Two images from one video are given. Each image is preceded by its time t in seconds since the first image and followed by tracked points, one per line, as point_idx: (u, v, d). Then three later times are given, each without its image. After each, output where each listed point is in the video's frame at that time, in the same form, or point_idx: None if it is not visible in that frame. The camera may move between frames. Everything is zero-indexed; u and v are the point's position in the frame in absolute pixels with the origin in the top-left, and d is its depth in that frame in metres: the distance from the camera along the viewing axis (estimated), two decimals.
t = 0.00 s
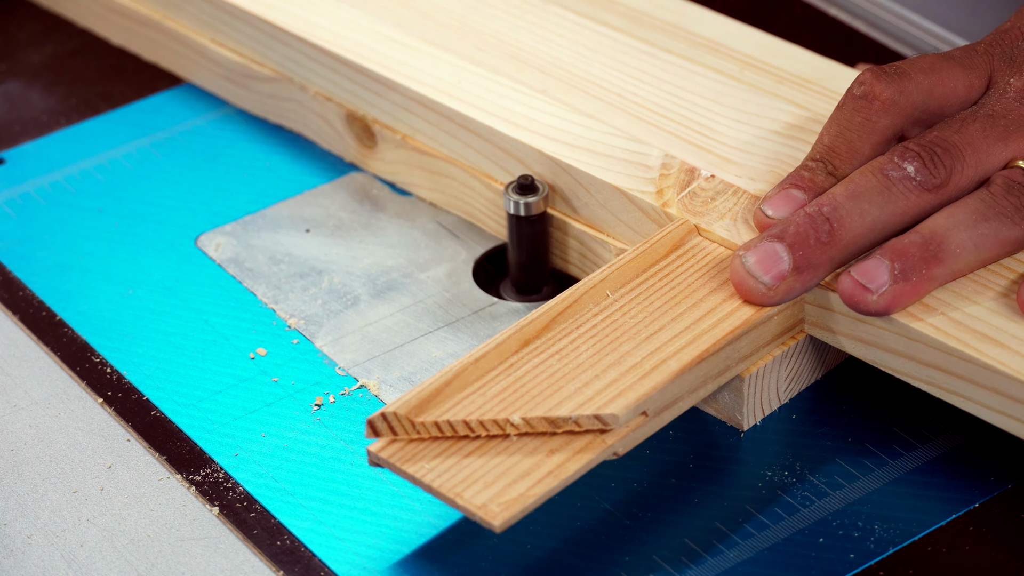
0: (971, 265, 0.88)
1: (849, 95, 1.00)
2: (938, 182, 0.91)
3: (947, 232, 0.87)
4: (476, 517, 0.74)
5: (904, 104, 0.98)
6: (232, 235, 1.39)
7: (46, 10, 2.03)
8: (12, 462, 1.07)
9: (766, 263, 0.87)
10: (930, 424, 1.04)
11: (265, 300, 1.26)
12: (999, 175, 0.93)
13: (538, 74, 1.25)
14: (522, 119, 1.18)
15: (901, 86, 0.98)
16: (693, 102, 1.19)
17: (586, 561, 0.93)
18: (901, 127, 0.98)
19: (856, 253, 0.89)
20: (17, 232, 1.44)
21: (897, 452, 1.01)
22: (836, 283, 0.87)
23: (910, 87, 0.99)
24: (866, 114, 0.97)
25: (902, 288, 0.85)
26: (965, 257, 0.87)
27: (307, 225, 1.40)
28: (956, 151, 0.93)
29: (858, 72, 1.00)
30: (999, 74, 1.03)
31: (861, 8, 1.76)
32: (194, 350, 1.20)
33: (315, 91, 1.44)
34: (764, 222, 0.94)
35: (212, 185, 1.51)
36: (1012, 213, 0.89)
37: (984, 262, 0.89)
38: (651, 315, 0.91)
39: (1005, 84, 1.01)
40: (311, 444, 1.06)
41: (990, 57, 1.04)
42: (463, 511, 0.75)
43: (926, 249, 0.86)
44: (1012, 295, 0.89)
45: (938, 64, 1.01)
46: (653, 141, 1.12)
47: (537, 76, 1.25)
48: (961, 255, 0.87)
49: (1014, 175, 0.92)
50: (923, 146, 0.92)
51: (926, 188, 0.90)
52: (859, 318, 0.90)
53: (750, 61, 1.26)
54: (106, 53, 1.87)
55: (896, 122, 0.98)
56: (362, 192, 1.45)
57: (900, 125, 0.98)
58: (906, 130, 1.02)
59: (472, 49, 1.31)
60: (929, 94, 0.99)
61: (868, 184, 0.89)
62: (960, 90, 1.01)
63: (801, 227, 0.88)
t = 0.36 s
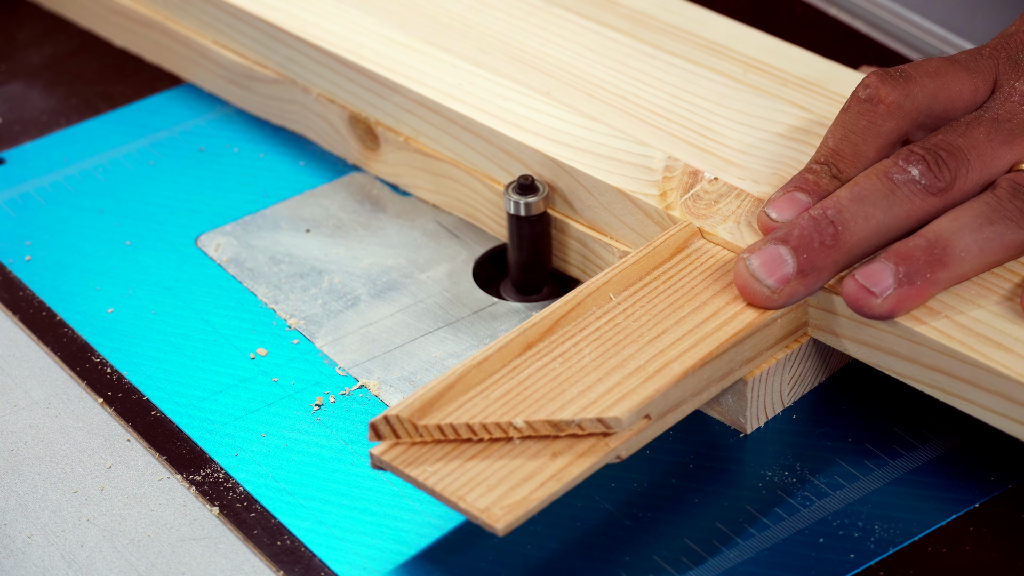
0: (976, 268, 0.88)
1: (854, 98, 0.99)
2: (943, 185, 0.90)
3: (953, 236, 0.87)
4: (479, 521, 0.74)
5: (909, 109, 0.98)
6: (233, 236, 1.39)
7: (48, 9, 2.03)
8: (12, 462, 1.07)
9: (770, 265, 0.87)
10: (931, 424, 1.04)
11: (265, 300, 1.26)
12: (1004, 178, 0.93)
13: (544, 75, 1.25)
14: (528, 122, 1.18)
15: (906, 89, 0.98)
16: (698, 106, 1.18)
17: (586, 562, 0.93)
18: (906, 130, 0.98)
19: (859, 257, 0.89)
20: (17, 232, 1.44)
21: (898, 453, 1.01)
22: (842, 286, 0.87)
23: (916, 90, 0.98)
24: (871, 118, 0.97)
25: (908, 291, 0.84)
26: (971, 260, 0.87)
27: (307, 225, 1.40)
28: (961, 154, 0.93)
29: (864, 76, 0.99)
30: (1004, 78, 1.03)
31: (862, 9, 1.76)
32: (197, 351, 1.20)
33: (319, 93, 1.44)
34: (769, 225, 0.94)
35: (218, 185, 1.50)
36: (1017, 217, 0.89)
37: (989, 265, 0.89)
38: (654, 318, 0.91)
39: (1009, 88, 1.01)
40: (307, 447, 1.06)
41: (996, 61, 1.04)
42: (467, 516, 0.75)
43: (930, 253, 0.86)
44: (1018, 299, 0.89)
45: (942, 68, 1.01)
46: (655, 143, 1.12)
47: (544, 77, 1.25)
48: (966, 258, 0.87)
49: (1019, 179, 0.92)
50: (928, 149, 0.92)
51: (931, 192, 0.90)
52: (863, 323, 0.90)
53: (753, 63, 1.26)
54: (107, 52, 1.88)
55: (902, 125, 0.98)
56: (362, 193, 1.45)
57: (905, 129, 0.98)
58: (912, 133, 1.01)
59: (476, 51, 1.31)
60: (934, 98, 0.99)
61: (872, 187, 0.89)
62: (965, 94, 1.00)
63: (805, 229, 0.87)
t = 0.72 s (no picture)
0: (983, 273, 0.87)
1: (861, 102, 0.99)
2: (950, 190, 0.90)
3: (961, 240, 0.86)
4: (484, 526, 0.74)
5: (916, 113, 0.98)
6: (233, 236, 1.39)
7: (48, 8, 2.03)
8: (12, 462, 1.07)
9: (776, 270, 0.87)
10: (931, 424, 1.04)
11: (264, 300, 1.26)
12: (1012, 183, 0.92)
13: (548, 78, 1.25)
14: (534, 125, 1.17)
15: (913, 94, 0.98)
16: (702, 109, 1.18)
17: (587, 563, 0.93)
18: (913, 134, 0.98)
19: (865, 261, 0.89)
20: (17, 232, 1.44)
21: (898, 452, 1.01)
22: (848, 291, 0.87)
23: (922, 95, 0.98)
24: (878, 122, 0.97)
25: (915, 296, 0.84)
26: (979, 265, 0.87)
27: (307, 225, 1.40)
28: (968, 158, 0.92)
29: (871, 79, 0.99)
30: (1010, 83, 1.03)
31: (862, 9, 1.76)
32: (198, 352, 1.19)
33: (323, 95, 1.43)
34: (775, 229, 0.93)
35: (218, 185, 1.50)
36: None
37: (996, 270, 0.89)
38: (659, 322, 0.90)
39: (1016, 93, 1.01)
40: (304, 448, 1.06)
41: (1003, 66, 1.04)
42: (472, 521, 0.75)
43: (938, 258, 0.85)
44: None
45: (949, 72, 1.00)
46: (659, 146, 1.12)
47: (548, 79, 1.25)
48: (973, 262, 0.86)
49: None
50: (935, 153, 0.92)
51: (938, 197, 0.89)
52: (869, 327, 0.90)
53: (758, 66, 1.26)
54: (107, 52, 1.87)
55: (908, 129, 0.97)
56: (362, 193, 1.45)
57: (912, 133, 0.97)
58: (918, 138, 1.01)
59: (480, 53, 1.30)
60: (941, 102, 0.99)
61: (880, 192, 0.89)
62: (972, 99, 1.01)
63: (812, 233, 0.87)
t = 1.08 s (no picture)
0: (992, 278, 0.87)
1: (871, 106, 0.99)
2: (958, 195, 0.90)
3: (970, 245, 0.86)
4: (490, 532, 0.74)
5: (925, 118, 0.98)
6: (233, 236, 1.39)
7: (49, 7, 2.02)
8: (12, 462, 1.07)
9: (784, 274, 0.86)
10: (931, 424, 1.04)
11: (265, 300, 1.26)
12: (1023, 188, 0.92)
13: (554, 81, 1.25)
14: (540, 130, 1.17)
15: (922, 99, 0.98)
16: (709, 113, 1.18)
17: (587, 562, 0.93)
18: (922, 139, 0.98)
19: (874, 265, 0.88)
20: (17, 232, 1.44)
21: (897, 452, 1.01)
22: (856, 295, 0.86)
23: (932, 99, 0.98)
24: (886, 127, 0.97)
25: (923, 302, 0.84)
26: (987, 270, 0.86)
27: (308, 225, 1.40)
28: (977, 163, 0.92)
29: (880, 84, 0.99)
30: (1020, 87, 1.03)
31: (863, 9, 1.75)
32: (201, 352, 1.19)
33: (329, 99, 1.42)
34: (783, 234, 0.93)
35: (219, 185, 1.50)
36: None
37: (1004, 275, 0.88)
38: (666, 327, 0.90)
39: None
40: (305, 447, 1.06)
41: (1013, 70, 1.04)
42: (478, 527, 0.75)
43: (946, 263, 0.85)
44: None
45: (959, 77, 1.01)
46: (667, 150, 1.12)
47: (554, 83, 1.24)
48: (982, 268, 0.86)
49: None
50: (944, 158, 0.92)
51: (947, 202, 0.89)
52: (877, 332, 0.90)
53: (766, 69, 1.26)
54: (111, 53, 1.87)
55: (917, 135, 0.97)
56: (362, 193, 1.45)
57: (920, 138, 0.98)
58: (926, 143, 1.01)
59: (488, 57, 1.30)
60: (951, 107, 0.99)
61: (888, 197, 0.89)
62: (981, 104, 1.00)
63: (820, 238, 0.87)
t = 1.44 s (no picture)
0: (1003, 284, 0.87)
1: (882, 112, 0.98)
2: (970, 201, 0.89)
3: (981, 251, 0.86)
4: (499, 540, 0.73)
5: (936, 124, 0.96)
6: (233, 236, 1.39)
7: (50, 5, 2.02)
8: (12, 462, 1.06)
9: (795, 280, 0.86)
10: (931, 425, 1.04)
11: (265, 300, 1.26)
12: None
13: (563, 85, 1.24)
14: (549, 135, 1.17)
15: (934, 104, 0.96)
16: (717, 117, 1.18)
17: (587, 562, 0.93)
18: (933, 145, 0.97)
19: (886, 271, 0.88)
20: (18, 232, 1.44)
21: (898, 452, 1.01)
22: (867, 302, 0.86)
23: (943, 105, 0.97)
24: (897, 133, 0.96)
25: (934, 308, 0.84)
26: (999, 275, 0.86)
27: (307, 225, 1.40)
28: (988, 169, 0.91)
29: (891, 89, 0.98)
30: None
31: (863, 9, 1.75)
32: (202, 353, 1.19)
33: (338, 103, 1.42)
34: (793, 240, 0.93)
35: (219, 186, 1.50)
36: None
37: (1015, 281, 0.88)
38: (676, 332, 0.90)
39: None
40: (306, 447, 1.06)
41: None
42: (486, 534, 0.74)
43: (958, 269, 0.85)
44: None
45: (971, 82, 0.99)
46: (676, 155, 1.12)
47: (563, 86, 1.24)
48: (993, 274, 0.86)
49: None
50: (955, 164, 0.91)
51: (958, 208, 0.88)
52: (888, 338, 0.89)
53: (775, 73, 1.25)
54: (114, 54, 1.87)
55: (928, 140, 0.96)
56: (362, 193, 1.45)
57: (932, 144, 0.97)
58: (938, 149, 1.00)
59: (496, 61, 1.30)
60: (962, 112, 0.98)
61: (900, 203, 0.88)
62: (993, 109, 0.99)
63: (831, 243, 0.86)
